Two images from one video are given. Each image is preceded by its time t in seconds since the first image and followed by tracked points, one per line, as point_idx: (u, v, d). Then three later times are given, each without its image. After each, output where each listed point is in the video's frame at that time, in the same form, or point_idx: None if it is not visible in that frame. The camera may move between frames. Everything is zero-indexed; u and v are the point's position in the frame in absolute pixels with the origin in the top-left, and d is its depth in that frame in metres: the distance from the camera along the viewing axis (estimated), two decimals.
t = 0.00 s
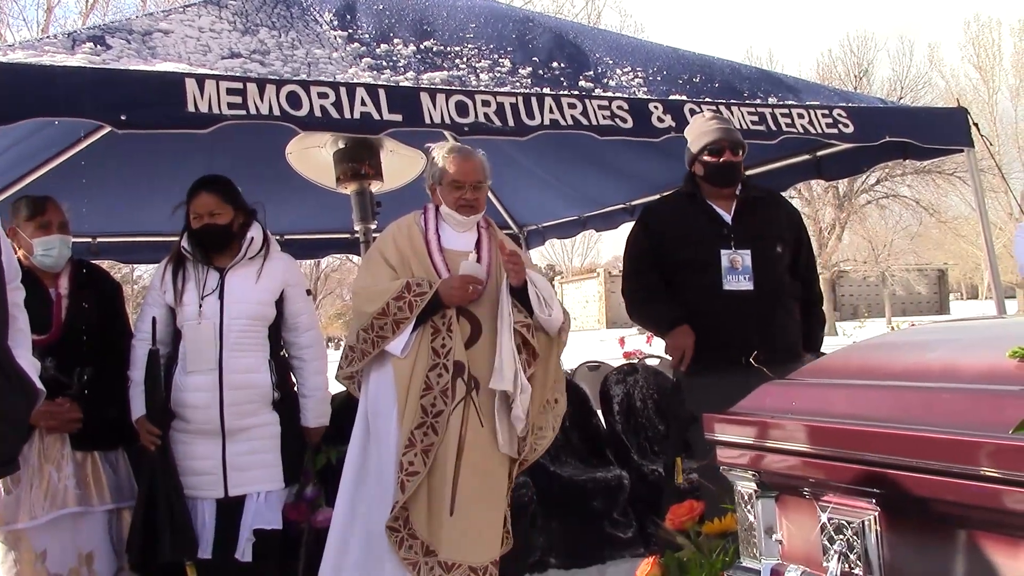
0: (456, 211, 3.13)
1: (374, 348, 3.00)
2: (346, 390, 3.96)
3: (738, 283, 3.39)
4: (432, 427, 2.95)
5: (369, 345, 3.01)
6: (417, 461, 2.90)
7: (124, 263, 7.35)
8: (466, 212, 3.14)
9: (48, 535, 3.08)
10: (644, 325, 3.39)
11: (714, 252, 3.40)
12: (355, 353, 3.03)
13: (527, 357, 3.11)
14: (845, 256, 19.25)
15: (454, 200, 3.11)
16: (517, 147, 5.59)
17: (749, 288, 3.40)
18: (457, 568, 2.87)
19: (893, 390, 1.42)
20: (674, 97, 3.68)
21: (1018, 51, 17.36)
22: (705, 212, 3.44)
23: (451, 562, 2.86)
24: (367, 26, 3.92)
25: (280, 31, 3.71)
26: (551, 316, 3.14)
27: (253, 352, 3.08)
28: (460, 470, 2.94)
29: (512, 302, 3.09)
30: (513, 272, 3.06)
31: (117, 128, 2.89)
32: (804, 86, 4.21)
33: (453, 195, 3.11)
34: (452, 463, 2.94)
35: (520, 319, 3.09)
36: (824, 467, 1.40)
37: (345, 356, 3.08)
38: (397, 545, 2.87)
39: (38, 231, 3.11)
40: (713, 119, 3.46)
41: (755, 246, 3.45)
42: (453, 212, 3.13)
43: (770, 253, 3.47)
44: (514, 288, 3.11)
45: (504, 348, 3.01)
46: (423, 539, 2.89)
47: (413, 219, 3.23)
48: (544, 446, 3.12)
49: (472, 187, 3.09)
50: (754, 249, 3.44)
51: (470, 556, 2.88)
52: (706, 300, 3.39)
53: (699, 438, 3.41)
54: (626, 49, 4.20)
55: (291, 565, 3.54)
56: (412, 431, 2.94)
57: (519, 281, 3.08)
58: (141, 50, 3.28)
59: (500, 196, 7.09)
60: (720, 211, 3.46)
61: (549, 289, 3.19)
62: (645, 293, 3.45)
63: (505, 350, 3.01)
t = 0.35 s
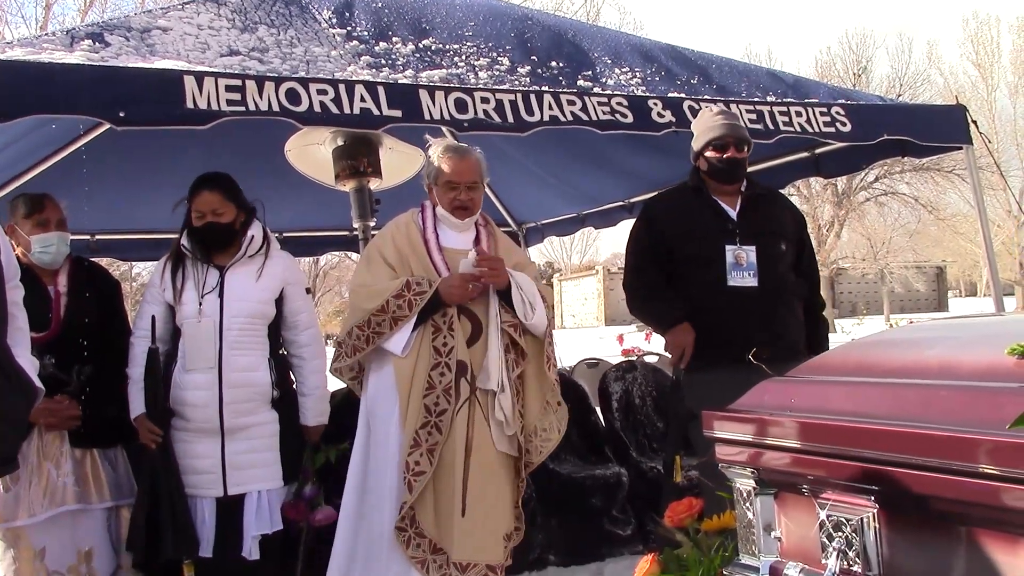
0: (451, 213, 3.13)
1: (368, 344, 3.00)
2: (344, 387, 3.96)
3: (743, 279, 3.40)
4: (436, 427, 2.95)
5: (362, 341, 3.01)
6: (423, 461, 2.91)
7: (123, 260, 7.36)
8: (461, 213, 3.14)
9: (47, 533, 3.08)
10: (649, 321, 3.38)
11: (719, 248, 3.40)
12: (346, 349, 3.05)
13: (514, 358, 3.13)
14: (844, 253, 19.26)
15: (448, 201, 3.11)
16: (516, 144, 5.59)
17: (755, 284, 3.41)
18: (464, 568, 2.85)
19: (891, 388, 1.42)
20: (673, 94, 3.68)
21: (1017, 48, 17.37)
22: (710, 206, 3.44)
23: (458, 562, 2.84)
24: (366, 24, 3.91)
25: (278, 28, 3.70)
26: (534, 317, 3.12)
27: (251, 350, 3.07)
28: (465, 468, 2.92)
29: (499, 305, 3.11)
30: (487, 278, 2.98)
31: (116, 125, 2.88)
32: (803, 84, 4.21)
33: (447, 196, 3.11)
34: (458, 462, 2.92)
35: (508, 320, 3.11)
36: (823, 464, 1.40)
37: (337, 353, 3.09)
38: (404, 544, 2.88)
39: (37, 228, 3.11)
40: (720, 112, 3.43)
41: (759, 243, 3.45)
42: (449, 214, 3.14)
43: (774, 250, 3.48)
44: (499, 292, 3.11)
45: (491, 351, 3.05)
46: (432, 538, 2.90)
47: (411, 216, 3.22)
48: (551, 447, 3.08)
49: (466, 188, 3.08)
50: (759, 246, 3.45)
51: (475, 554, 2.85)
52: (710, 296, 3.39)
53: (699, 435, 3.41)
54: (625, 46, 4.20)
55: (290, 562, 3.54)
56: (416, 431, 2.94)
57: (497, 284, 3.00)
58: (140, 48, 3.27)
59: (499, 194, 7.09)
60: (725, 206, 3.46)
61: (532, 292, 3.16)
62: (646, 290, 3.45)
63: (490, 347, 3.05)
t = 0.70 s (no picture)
0: (434, 207, 3.14)
1: (372, 343, 3.02)
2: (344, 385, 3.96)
3: (740, 277, 3.39)
4: (433, 423, 2.95)
5: (366, 341, 3.02)
6: (420, 457, 2.91)
7: (123, 259, 7.36)
8: (444, 207, 3.14)
9: (46, 531, 3.08)
10: (650, 321, 3.37)
11: (717, 247, 3.41)
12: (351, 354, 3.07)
13: (511, 354, 3.10)
14: (844, 252, 19.25)
15: (432, 196, 3.13)
16: (515, 142, 5.59)
17: (752, 282, 3.40)
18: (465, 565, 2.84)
19: (891, 387, 1.42)
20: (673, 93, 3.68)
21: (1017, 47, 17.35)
22: (710, 205, 3.45)
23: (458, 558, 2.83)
24: (366, 22, 3.91)
25: (279, 26, 3.70)
26: (529, 315, 3.07)
27: (251, 348, 3.07)
28: (464, 464, 2.92)
29: (491, 303, 3.10)
30: (476, 276, 2.96)
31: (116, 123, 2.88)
32: (803, 82, 4.20)
33: (430, 190, 3.13)
34: (457, 457, 2.93)
35: (502, 317, 3.10)
36: (823, 463, 1.40)
37: (347, 354, 3.10)
38: (406, 542, 2.88)
39: (35, 226, 3.11)
40: (718, 109, 3.42)
41: (759, 238, 3.45)
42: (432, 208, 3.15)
43: (775, 246, 3.47)
44: (492, 292, 3.11)
45: (487, 348, 3.04)
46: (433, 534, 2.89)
47: (410, 216, 3.23)
48: (550, 447, 3.07)
49: (447, 183, 3.09)
50: (758, 242, 3.44)
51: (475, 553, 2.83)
52: (710, 295, 3.40)
53: (699, 433, 3.41)
54: (625, 45, 4.20)
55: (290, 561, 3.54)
56: (412, 427, 2.94)
57: (487, 282, 2.97)
58: (140, 45, 3.27)
59: (500, 192, 7.08)
60: (725, 206, 3.46)
61: (525, 290, 3.11)
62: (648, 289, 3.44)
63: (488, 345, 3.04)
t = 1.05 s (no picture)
0: (429, 205, 3.14)
1: (359, 340, 3.06)
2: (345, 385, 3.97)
3: (736, 278, 3.39)
4: (423, 422, 2.96)
5: (353, 338, 3.07)
6: (407, 456, 2.92)
7: (125, 258, 7.36)
8: (438, 207, 3.13)
9: (47, 529, 3.08)
10: (650, 322, 3.38)
11: (714, 247, 3.41)
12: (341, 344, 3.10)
13: (503, 354, 3.09)
14: (846, 252, 19.22)
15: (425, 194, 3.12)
16: (517, 142, 5.59)
17: (749, 282, 3.39)
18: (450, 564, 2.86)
19: (893, 388, 1.42)
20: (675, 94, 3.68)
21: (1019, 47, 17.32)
22: (709, 206, 3.45)
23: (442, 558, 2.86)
24: (367, 22, 3.91)
25: (280, 26, 3.70)
26: (520, 315, 3.03)
27: (254, 346, 3.07)
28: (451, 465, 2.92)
29: (484, 302, 3.10)
30: (467, 274, 2.96)
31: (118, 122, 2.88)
32: (805, 83, 4.20)
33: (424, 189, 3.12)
34: (447, 456, 2.94)
35: (495, 317, 3.09)
36: (824, 464, 1.40)
37: (343, 350, 3.11)
38: (392, 541, 2.90)
39: (28, 224, 3.13)
40: (718, 109, 3.41)
41: (756, 237, 3.44)
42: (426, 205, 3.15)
43: (775, 246, 3.46)
44: (485, 291, 3.09)
45: (479, 348, 3.05)
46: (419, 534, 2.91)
47: (407, 218, 3.24)
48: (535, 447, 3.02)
49: (438, 181, 3.08)
50: (754, 240, 3.43)
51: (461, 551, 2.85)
52: (708, 296, 3.41)
53: (700, 433, 3.41)
54: (627, 46, 4.20)
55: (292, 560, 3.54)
56: (401, 426, 2.95)
57: (479, 280, 2.97)
58: (142, 45, 3.27)
59: (502, 192, 7.08)
60: (723, 205, 3.46)
61: (518, 288, 3.08)
62: (649, 288, 3.45)
63: (480, 343, 3.05)
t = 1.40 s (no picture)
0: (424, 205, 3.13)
1: (362, 344, 3.07)
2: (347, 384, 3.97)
3: (736, 278, 3.38)
4: (416, 421, 2.96)
5: (357, 342, 3.08)
6: (399, 456, 2.92)
7: (126, 257, 7.37)
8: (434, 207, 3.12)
9: (48, 528, 3.08)
10: (651, 321, 3.39)
11: (713, 247, 3.41)
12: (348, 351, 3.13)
13: (497, 353, 3.09)
14: (848, 251, 19.19)
15: (421, 193, 3.11)
16: (518, 141, 5.59)
17: (748, 283, 3.38)
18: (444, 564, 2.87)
19: (895, 388, 1.42)
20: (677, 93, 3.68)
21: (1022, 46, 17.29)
22: (709, 205, 3.45)
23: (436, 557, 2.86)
24: (369, 21, 3.91)
25: (282, 25, 3.70)
26: (511, 314, 3.03)
27: (256, 345, 3.07)
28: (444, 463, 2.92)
29: (479, 301, 3.10)
30: (462, 274, 2.97)
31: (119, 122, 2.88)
32: (808, 82, 4.19)
33: (420, 188, 3.11)
34: (439, 455, 2.93)
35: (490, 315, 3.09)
36: (826, 464, 1.40)
37: (348, 352, 3.13)
38: (387, 541, 2.92)
39: (29, 224, 3.13)
40: (718, 108, 3.41)
41: (756, 237, 3.43)
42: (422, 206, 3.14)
43: (775, 246, 3.45)
44: (480, 290, 3.09)
45: (473, 347, 3.04)
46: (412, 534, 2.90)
47: (404, 219, 3.24)
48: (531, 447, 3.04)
49: (434, 181, 3.06)
50: (755, 241, 3.43)
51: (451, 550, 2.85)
52: (708, 295, 3.40)
53: (700, 433, 3.40)
54: (629, 45, 4.19)
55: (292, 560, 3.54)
56: (394, 425, 2.95)
57: (474, 280, 2.98)
58: (144, 44, 3.27)
59: (503, 191, 7.08)
60: (723, 205, 3.46)
61: (513, 287, 3.08)
62: (649, 287, 3.45)
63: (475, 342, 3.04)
